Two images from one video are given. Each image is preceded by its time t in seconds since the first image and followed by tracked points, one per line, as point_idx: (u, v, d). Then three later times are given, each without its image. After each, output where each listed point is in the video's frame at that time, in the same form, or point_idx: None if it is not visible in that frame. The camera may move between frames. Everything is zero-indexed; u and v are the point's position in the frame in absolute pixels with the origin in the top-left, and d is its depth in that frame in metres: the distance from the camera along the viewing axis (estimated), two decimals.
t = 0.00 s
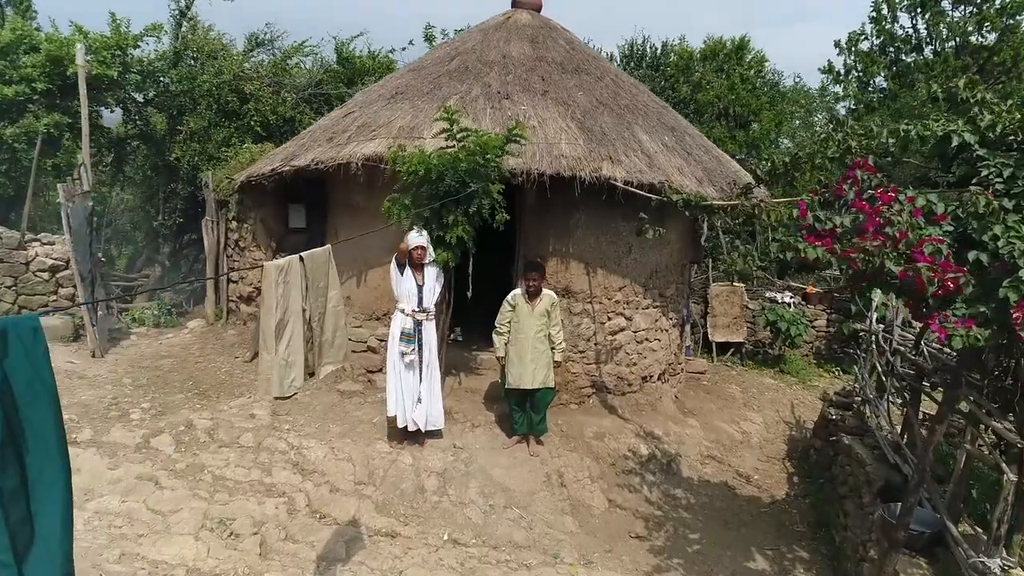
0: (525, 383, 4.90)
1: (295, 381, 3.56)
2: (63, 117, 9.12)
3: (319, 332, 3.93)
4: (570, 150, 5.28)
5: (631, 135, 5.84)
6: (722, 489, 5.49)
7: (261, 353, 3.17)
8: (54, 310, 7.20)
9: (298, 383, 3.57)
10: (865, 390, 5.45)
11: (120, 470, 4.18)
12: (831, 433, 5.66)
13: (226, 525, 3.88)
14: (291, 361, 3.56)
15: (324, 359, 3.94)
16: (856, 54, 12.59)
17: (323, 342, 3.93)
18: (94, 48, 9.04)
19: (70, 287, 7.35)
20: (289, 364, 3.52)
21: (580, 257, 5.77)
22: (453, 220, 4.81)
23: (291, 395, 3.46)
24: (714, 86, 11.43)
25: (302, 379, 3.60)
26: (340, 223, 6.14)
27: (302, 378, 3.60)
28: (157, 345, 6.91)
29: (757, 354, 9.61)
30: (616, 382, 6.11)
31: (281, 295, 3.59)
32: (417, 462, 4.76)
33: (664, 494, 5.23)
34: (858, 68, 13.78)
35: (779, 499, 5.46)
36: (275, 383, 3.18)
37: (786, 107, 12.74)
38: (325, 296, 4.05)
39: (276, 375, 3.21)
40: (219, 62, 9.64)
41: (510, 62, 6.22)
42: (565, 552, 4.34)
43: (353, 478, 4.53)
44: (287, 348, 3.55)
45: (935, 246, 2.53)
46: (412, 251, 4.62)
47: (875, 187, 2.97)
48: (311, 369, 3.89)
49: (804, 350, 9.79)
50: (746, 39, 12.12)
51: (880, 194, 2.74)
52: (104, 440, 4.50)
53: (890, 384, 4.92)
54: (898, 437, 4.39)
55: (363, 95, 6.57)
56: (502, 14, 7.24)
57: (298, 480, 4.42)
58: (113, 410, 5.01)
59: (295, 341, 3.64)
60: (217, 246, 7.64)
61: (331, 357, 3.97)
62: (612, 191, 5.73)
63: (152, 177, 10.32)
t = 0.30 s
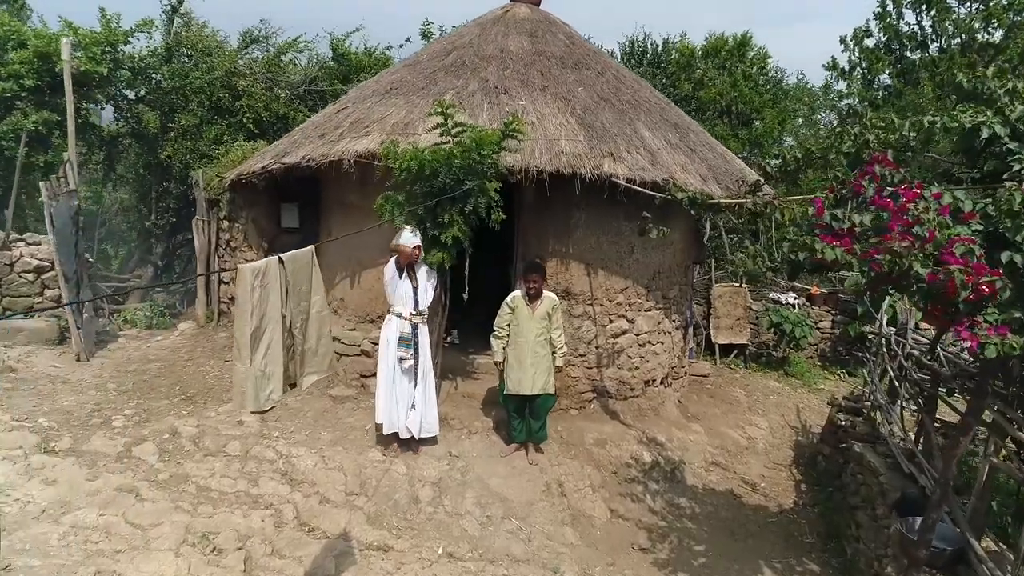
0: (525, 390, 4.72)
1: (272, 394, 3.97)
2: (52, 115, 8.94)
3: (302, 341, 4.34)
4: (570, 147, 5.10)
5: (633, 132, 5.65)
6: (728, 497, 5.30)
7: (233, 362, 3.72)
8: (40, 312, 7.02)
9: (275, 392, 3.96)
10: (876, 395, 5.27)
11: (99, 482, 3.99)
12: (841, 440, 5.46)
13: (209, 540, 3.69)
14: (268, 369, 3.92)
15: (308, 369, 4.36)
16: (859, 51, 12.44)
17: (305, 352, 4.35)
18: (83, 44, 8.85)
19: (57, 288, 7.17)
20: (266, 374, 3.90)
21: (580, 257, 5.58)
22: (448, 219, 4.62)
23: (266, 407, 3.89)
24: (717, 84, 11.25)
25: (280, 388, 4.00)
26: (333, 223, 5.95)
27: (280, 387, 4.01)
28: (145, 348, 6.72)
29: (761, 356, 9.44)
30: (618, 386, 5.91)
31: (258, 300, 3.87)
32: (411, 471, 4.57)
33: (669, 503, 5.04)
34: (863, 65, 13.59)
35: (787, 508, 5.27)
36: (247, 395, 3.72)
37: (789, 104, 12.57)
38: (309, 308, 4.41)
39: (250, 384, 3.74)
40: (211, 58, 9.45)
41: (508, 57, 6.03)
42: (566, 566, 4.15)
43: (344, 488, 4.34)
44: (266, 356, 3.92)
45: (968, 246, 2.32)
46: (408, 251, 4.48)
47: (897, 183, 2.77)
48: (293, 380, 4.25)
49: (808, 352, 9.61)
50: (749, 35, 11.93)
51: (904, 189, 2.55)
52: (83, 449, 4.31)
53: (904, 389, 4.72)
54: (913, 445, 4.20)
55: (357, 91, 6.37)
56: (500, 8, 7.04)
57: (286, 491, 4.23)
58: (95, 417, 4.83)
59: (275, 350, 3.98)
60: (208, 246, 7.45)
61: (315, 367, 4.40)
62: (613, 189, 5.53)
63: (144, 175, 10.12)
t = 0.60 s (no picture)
0: (526, 397, 4.53)
1: (254, 413, 3.99)
2: (41, 112, 8.75)
3: (288, 351, 4.29)
4: (572, 144, 4.91)
5: (638, 129, 5.46)
6: (737, 507, 5.11)
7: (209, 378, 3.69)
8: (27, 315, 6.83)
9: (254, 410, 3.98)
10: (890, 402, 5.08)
11: (79, 495, 3.81)
12: (853, 448, 5.27)
13: (193, 557, 3.50)
14: (248, 385, 3.96)
15: (294, 382, 4.35)
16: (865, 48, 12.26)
17: (290, 364, 4.30)
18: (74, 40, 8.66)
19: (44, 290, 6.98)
20: (245, 391, 3.94)
21: (583, 259, 5.39)
22: (446, 219, 4.43)
23: (248, 427, 3.97)
24: (720, 82, 11.07)
25: (262, 405, 4.02)
26: (328, 223, 5.76)
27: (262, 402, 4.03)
28: (134, 352, 6.53)
29: (766, 359, 9.25)
30: (622, 392, 5.72)
31: (235, 307, 3.80)
32: (407, 483, 4.38)
33: (675, 515, 4.85)
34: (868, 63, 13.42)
35: (798, 519, 5.08)
36: (226, 418, 3.78)
37: (794, 102, 12.39)
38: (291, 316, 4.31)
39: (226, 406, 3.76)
40: (205, 55, 9.25)
41: (508, 52, 5.84)
42: None
43: (337, 501, 4.15)
44: (245, 370, 3.92)
45: (1011, 249, 2.13)
46: (409, 255, 4.38)
47: (925, 181, 2.65)
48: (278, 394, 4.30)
49: (814, 355, 9.42)
50: (753, 32, 11.75)
51: (935, 188, 2.34)
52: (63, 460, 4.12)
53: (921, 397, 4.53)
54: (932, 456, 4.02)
55: (353, 87, 6.18)
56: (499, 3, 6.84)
57: (276, 504, 4.04)
58: (78, 426, 4.63)
59: (257, 362, 3.97)
60: (201, 247, 7.27)
61: (302, 380, 4.40)
62: (617, 188, 5.34)
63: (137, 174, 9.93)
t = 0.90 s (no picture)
0: (526, 405, 4.33)
1: (226, 433, 4.40)
2: (29, 110, 8.57)
3: (266, 365, 4.80)
4: (574, 141, 4.72)
5: (641, 125, 5.27)
6: (744, 518, 4.92)
7: (176, 396, 4.11)
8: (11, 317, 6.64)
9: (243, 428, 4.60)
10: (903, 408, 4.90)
11: (54, 510, 3.62)
12: (864, 457, 5.08)
13: None
14: (218, 403, 4.33)
15: (274, 397, 4.89)
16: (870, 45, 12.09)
17: (270, 376, 4.85)
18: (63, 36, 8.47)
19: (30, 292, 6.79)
20: (216, 409, 4.32)
21: (585, 260, 5.20)
22: (441, 219, 4.24)
23: (220, 445, 4.37)
24: (723, 79, 10.87)
25: (233, 425, 4.42)
26: (321, 223, 5.58)
27: (234, 421, 4.42)
28: (121, 356, 6.34)
29: (770, 361, 9.07)
30: (625, 398, 5.54)
31: (206, 316, 4.19)
32: (401, 494, 4.19)
33: (681, 526, 4.65)
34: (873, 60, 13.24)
35: (808, 530, 4.89)
36: (193, 439, 4.18)
37: (798, 101, 12.21)
38: (266, 334, 4.76)
39: (195, 426, 4.17)
40: (197, 51, 9.06)
41: (507, 46, 5.65)
42: None
43: (328, 514, 3.96)
44: (215, 389, 4.30)
45: None
46: (395, 257, 4.12)
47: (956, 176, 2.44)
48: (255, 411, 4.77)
49: (820, 357, 9.23)
50: (757, 29, 11.57)
51: (974, 185, 2.21)
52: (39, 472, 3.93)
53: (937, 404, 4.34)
54: (953, 467, 3.84)
55: (347, 82, 5.99)
56: None
57: (263, 518, 3.85)
58: (57, 434, 4.44)
59: (228, 380, 4.37)
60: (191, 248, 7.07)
61: (281, 395, 4.94)
62: (620, 187, 5.16)
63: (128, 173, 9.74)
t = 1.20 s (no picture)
0: (526, 414, 4.14)
1: (190, 459, 4.01)
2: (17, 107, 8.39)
3: (241, 380, 4.50)
4: (577, 137, 4.52)
5: (646, 121, 5.07)
6: (753, 530, 4.71)
7: (131, 420, 3.67)
8: None
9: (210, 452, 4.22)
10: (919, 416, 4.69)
11: (26, 527, 3.42)
12: (879, 466, 4.88)
13: None
14: (182, 426, 3.95)
15: (249, 415, 4.59)
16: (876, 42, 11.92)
17: (244, 391, 4.54)
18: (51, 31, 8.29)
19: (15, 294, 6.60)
20: (179, 433, 3.94)
21: (588, 261, 5.00)
22: (437, 219, 4.04)
23: (184, 473, 3.97)
24: (727, 76, 10.66)
25: (198, 451, 4.04)
26: (314, 223, 5.39)
27: (200, 447, 4.04)
28: (108, 361, 6.15)
29: (775, 364, 8.87)
30: (629, 405, 5.34)
31: (168, 327, 3.81)
32: (395, 508, 3.98)
33: (689, 539, 4.44)
34: (879, 57, 13.05)
35: (820, 543, 4.68)
36: (151, 469, 3.76)
37: (804, 98, 12.01)
38: (238, 347, 4.42)
39: (154, 452, 3.75)
40: (189, 47, 8.86)
41: (507, 39, 5.45)
42: None
43: (317, 529, 3.76)
44: (178, 409, 3.93)
45: None
46: (388, 258, 3.89)
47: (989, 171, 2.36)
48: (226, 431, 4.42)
49: (826, 360, 9.02)
50: (761, 26, 11.37)
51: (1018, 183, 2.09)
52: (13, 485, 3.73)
53: (958, 412, 4.14)
54: (975, 478, 3.62)
55: (341, 77, 5.78)
56: None
57: (249, 534, 3.64)
58: (35, 444, 4.24)
59: (194, 400, 4.01)
60: (181, 248, 6.88)
61: (257, 412, 4.64)
62: (625, 185, 4.96)
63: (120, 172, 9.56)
